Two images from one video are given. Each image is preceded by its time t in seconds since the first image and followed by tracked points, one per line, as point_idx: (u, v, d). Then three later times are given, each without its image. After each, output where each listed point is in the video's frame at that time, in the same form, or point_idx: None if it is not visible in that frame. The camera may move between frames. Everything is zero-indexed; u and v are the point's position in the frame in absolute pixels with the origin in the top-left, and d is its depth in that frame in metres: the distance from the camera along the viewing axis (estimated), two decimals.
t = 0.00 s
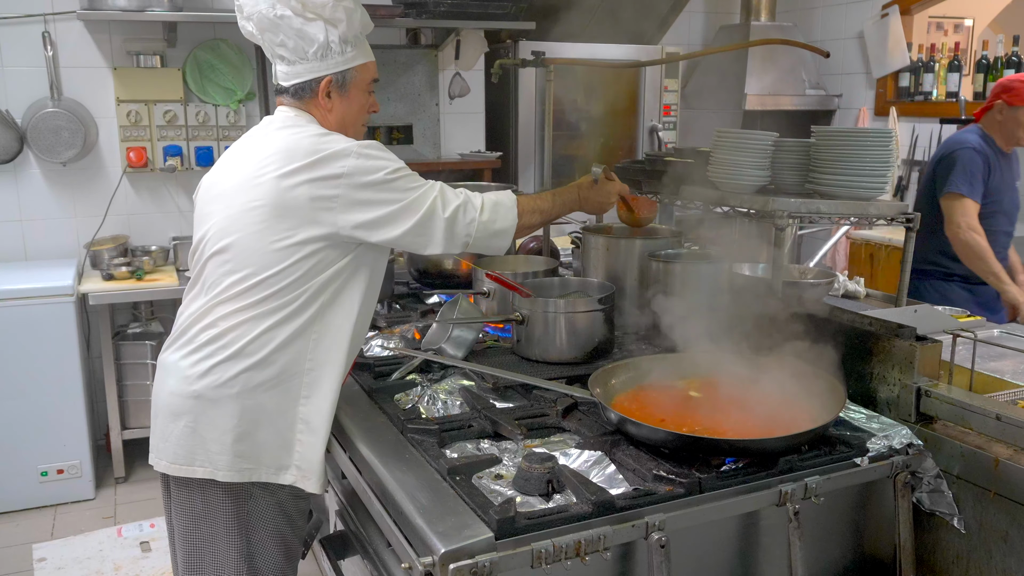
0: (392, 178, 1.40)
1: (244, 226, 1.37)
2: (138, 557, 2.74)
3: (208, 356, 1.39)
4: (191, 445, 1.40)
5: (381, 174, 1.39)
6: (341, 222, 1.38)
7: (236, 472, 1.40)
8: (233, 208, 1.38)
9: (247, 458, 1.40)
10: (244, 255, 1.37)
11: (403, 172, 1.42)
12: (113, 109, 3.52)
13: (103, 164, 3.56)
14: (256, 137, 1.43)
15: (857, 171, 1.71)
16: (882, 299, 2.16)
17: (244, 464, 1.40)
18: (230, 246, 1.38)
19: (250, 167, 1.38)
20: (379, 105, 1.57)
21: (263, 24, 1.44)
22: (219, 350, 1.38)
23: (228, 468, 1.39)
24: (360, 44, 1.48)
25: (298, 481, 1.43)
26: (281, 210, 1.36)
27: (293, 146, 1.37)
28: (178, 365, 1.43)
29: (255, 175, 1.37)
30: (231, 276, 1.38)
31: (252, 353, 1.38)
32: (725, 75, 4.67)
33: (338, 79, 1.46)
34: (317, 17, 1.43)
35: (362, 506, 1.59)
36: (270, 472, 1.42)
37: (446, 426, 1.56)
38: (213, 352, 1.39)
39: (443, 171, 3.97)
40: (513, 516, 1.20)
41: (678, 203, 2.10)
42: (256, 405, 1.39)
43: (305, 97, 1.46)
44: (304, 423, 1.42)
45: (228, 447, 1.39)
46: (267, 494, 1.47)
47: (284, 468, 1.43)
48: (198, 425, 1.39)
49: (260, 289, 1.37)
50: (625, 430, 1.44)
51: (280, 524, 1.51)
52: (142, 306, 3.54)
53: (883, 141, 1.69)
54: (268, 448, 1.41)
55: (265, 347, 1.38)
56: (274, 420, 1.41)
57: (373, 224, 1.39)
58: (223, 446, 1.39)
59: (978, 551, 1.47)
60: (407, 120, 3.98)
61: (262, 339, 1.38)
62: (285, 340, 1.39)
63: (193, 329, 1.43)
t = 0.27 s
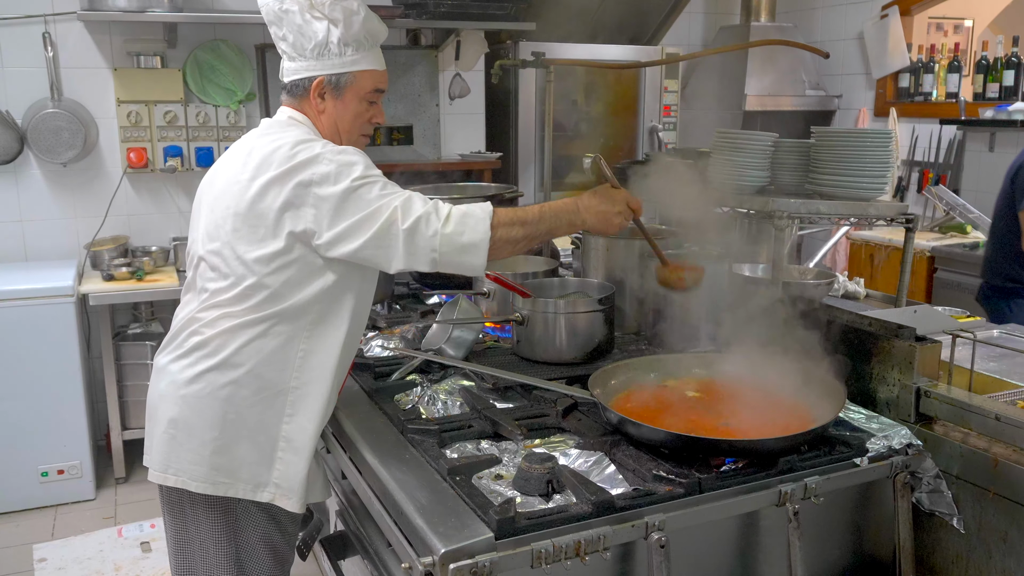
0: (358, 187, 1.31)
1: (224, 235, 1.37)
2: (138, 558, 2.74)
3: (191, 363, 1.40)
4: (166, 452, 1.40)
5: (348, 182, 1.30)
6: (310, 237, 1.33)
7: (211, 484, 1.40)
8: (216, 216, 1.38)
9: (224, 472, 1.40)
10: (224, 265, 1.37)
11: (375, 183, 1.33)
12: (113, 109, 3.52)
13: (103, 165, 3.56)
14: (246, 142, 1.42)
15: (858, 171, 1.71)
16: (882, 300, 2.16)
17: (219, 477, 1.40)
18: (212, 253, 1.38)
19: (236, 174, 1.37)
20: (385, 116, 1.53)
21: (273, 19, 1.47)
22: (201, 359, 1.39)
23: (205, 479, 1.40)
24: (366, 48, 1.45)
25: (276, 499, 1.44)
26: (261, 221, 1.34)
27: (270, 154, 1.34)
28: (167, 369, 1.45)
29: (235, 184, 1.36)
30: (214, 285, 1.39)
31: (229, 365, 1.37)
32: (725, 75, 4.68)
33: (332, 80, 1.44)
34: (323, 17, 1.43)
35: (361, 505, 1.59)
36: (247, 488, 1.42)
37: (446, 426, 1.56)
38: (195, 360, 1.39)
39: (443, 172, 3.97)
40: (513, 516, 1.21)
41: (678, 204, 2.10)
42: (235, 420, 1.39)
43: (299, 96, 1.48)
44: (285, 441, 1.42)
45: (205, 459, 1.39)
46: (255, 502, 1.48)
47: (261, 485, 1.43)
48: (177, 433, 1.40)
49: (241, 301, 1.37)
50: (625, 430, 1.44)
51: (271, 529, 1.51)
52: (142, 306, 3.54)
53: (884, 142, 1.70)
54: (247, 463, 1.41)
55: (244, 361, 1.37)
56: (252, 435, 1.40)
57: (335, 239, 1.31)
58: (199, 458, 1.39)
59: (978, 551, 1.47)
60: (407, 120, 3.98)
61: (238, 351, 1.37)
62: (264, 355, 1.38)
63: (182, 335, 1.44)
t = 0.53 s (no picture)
0: (352, 185, 1.29)
1: (217, 236, 1.37)
2: (136, 556, 2.74)
3: (183, 363, 1.41)
4: (157, 451, 1.42)
5: (342, 181, 1.29)
6: (303, 239, 1.32)
7: (196, 489, 1.41)
8: (211, 216, 1.38)
9: (209, 478, 1.41)
10: (216, 266, 1.37)
11: (369, 183, 1.31)
12: (112, 108, 3.52)
13: (102, 164, 3.56)
14: (245, 143, 1.42)
15: (855, 171, 1.71)
16: (879, 299, 2.16)
17: (205, 483, 1.41)
18: (205, 254, 1.39)
19: (233, 175, 1.37)
20: (387, 120, 1.52)
21: (279, 17, 1.48)
22: (192, 361, 1.39)
23: (190, 484, 1.41)
24: (370, 50, 1.46)
25: (261, 510, 1.43)
26: (254, 225, 1.34)
27: (268, 154, 1.34)
28: (161, 366, 1.46)
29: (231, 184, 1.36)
30: (207, 286, 1.39)
31: (219, 370, 1.37)
32: (724, 75, 4.68)
33: (335, 81, 1.44)
34: (329, 16, 1.44)
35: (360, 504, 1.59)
36: (232, 497, 1.42)
37: (443, 424, 1.56)
38: (187, 361, 1.40)
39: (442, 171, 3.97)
40: (510, 513, 1.21)
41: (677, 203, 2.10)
42: (223, 426, 1.39)
43: (301, 95, 1.47)
44: (273, 453, 1.42)
45: (190, 463, 1.40)
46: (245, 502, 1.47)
47: (246, 496, 1.43)
48: (167, 434, 1.41)
49: (232, 306, 1.37)
50: (623, 428, 1.44)
51: (261, 530, 1.50)
52: (141, 305, 3.54)
53: (881, 142, 1.70)
54: (233, 471, 1.41)
55: (234, 367, 1.37)
56: (241, 443, 1.40)
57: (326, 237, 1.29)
58: (186, 461, 1.40)
59: (975, 549, 1.48)
60: (406, 119, 3.98)
61: (228, 355, 1.37)
62: (255, 363, 1.38)
63: (176, 333, 1.45)
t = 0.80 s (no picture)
0: (372, 188, 1.32)
1: (225, 238, 1.36)
2: (127, 560, 2.73)
3: (189, 368, 1.39)
4: (167, 457, 1.40)
5: (361, 185, 1.31)
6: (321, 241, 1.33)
7: (216, 488, 1.41)
8: (216, 218, 1.37)
9: (225, 476, 1.41)
10: (225, 268, 1.36)
11: (389, 183, 1.34)
12: (101, 110, 3.51)
13: (92, 166, 3.55)
14: (244, 142, 1.40)
15: (845, 171, 1.72)
16: (870, 298, 2.16)
17: (223, 481, 1.41)
18: (211, 256, 1.37)
19: (235, 177, 1.36)
20: (379, 111, 1.56)
21: (263, 21, 1.44)
22: (199, 365, 1.38)
23: (206, 484, 1.41)
24: (362, 47, 1.46)
25: (278, 501, 1.44)
26: (265, 227, 1.33)
27: (275, 156, 1.33)
28: (163, 370, 1.43)
29: (236, 187, 1.35)
30: (214, 290, 1.38)
31: (231, 371, 1.37)
32: (715, 75, 4.68)
33: (336, 82, 1.45)
34: (319, 17, 1.42)
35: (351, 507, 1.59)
36: (249, 491, 1.43)
37: (434, 426, 1.56)
38: (194, 365, 1.38)
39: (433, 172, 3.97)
40: (501, 515, 1.20)
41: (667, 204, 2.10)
42: (235, 425, 1.39)
43: (301, 99, 1.46)
44: (286, 446, 1.42)
45: (207, 464, 1.40)
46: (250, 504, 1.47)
47: (263, 488, 1.44)
48: (176, 439, 1.39)
49: (242, 306, 1.36)
50: (614, 429, 1.44)
51: (264, 532, 1.51)
52: (131, 308, 3.53)
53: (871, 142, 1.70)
54: (248, 467, 1.41)
55: (245, 367, 1.37)
56: (253, 441, 1.40)
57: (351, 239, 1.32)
58: (200, 463, 1.40)
59: (965, 548, 1.48)
60: (397, 121, 3.98)
61: (240, 358, 1.36)
62: (266, 360, 1.38)
63: (178, 336, 1.43)
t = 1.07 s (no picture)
0: (395, 174, 1.41)
1: (242, 230, 1.36)
2: (116, 565, 2.71)
3: (205, 361, 1.36)
4: (186, 453, 1.37)
5: (386, 171, 1.39)
6: (347, 224, 1.39)
7: (240, 478, 1.39)
8: (230, 211, 1.36)
9: (248, 463, 1.39)
10: (243, 258, 1.35)
11: (405, 169, 1.43)
12: (87, 112, 3.48)
13: (78, 169, 3.52)
14: (249, 139, 1.41)
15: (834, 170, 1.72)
16: (859, 296, 2.17)
17: (247, 470, 1.39)
18: (226, 249, 1.36)
19: (248, 171, 1.37)
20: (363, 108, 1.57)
21: (249, 29, 1.41)
22: (215, 356, 1.36)
23: (230, 474, 1.38)
24: (348, 48, 1.47)
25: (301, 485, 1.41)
26: (289, 214, 1.35)
27: (295, 148, 1.37)
28: (169, 371, 1.39)
29: (252, 179, 1.36)
30: (230, 281, 1.36)
31: (254, 357, 1.36)
32: (703, 74, 4.69)
33: (329, 85, 1.45)
34: (306, 22, 1.42)
35: (342, 510, 1.58)
36: (272, 477, 1.41)
37: (425, 428, 1.55)
38: (210, 358, 1.36)
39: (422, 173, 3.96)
40: (494, 518, 1.20)
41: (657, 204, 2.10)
42: (255, 411, 1.38)
43: (295, 104, 1.44)
44: (303, 427, 1.41)
45: (228, 453, 1.37)
46: (261, 502, 1.46)
47: (285, 471, 1.42)
48: (194, 433, 1.37)
49: (262, 293, 1.36)
50: (605, 430, 1.44)
51: (272, 533, 1.49)
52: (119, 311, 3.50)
53: (859, 141, 1.70)
54: (270, 452, 1.39)
55: (266, 352, 1.37)
56: (272, 427, 1.39)
57: (374, 223, 1.40)
58: (223, 453, 1.37)
59: (957, 546, 1.48)
60: (385, 121, 3.96)
61: (264, 343, 1.36)
62: (285, 341, 1.39)
63: (185, 335, 1.40)
